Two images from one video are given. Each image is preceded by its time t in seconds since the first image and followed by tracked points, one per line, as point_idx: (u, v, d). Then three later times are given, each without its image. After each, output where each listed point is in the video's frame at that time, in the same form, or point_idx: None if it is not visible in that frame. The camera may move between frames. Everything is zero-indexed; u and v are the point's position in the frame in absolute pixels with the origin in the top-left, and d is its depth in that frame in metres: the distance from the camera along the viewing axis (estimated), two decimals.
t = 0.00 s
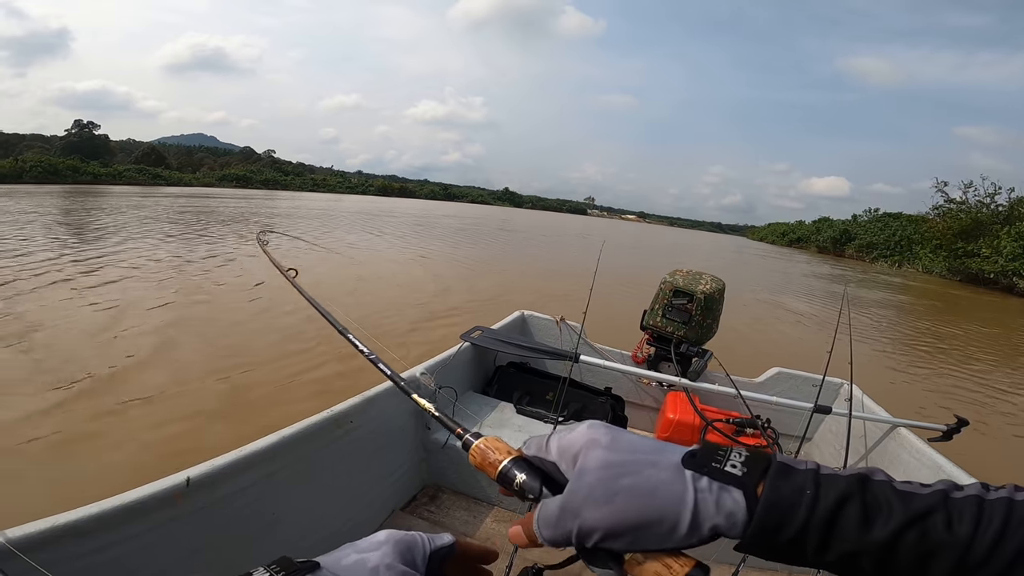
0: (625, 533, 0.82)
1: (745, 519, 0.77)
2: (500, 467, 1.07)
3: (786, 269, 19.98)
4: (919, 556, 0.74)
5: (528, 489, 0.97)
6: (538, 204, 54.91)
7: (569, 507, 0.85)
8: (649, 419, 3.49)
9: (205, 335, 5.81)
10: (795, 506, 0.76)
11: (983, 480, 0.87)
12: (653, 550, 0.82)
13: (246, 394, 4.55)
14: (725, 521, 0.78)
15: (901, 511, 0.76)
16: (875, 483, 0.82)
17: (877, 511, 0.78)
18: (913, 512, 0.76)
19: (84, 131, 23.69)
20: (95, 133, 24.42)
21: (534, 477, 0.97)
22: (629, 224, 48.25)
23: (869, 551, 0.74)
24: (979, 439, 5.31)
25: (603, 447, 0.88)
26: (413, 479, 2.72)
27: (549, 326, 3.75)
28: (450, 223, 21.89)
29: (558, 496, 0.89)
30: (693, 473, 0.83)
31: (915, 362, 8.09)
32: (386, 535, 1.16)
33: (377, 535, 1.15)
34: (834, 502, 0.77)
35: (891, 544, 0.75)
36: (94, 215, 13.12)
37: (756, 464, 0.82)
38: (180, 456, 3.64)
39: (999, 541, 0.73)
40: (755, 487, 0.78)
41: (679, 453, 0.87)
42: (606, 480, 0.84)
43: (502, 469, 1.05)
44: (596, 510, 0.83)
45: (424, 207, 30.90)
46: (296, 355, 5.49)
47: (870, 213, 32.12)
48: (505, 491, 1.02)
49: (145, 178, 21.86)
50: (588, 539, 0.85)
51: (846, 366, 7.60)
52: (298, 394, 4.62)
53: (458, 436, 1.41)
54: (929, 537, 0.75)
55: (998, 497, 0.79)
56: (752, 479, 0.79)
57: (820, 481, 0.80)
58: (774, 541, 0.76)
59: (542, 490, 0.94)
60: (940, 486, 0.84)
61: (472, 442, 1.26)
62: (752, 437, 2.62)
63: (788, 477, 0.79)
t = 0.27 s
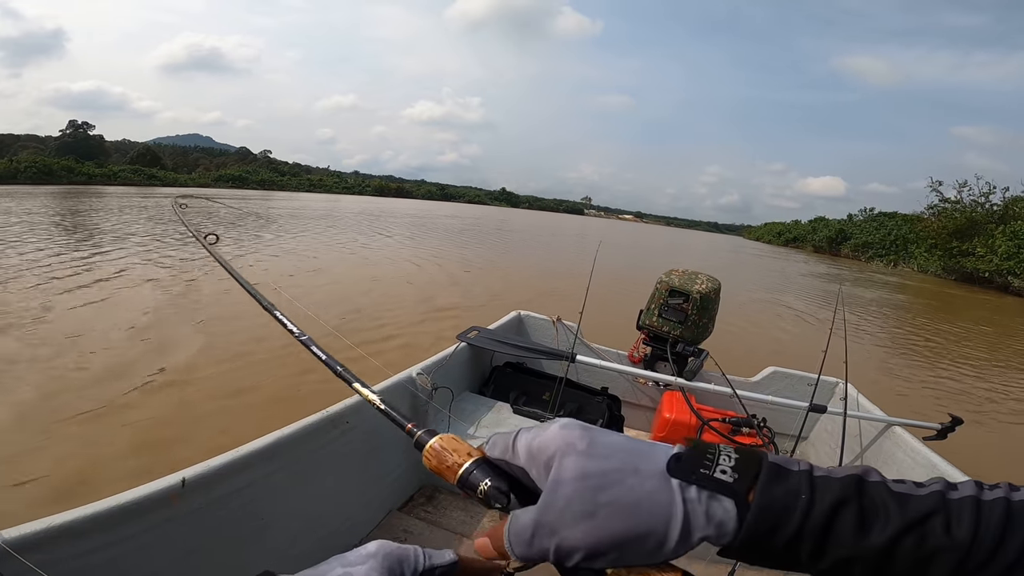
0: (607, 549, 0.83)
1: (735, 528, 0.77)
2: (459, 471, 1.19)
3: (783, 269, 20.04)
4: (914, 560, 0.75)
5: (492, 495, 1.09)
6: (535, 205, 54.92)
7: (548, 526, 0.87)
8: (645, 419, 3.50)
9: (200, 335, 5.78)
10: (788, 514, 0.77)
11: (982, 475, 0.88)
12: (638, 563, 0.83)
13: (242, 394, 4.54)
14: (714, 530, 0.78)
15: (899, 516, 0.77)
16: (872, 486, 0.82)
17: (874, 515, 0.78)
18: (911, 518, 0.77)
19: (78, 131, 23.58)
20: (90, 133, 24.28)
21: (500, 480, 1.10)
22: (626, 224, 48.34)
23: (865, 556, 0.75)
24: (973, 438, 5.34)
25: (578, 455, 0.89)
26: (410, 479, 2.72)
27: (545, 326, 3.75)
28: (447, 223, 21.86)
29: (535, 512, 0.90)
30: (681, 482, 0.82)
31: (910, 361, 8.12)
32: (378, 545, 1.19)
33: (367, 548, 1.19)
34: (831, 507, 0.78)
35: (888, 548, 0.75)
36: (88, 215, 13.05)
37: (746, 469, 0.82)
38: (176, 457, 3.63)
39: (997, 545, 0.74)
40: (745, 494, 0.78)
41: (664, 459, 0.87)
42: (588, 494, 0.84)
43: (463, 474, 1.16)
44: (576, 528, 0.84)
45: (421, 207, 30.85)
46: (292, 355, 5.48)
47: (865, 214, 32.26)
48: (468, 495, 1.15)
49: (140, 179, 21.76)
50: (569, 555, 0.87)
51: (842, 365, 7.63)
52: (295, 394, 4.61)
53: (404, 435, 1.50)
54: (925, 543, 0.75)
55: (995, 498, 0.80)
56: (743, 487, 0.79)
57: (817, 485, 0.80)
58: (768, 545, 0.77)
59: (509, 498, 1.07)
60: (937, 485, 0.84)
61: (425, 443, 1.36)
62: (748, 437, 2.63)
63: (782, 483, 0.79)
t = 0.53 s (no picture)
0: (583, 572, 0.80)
1: (715, 538, 0.77)
2: (416, 479, 1.16)
3: (782, 269, 20.05)
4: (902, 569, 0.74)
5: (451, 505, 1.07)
6: (534, 205, 54.90)
7: (516, 547, 0.83)
8: (645, 419, 3.50)
9: (200, 335, 5.77)
10: (771, 523, 0.77)
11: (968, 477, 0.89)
12: None
13: (242, 395, 4.54)
14: (695, 542, 0.79)
15: (886, 524, 0.77)
16: (859, 492, 0.83)
17: (860, 524, 0.79)
18: (898, 526, 0.77)
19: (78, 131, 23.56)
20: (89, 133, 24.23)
21: (461, 489, 1.08)
22: (626, 224, 48.36)
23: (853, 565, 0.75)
24: (973, 437, 5.34)
25: (548, 468, 0.86)
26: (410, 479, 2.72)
27: (545, 326, 3.75)
28: (446, 223, 21.86)
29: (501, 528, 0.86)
30: (660, 495, 0.81)
31: (910, 360, 8.13)
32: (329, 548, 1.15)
33: (318, 550, 1.14)
34: (816, 515, 0.78)
35: (876, 557, 0.75)
36: (87, 216, 13.03)
37: (727, 477, 0.82)
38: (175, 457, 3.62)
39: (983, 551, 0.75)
40: (729, 505, 0.78)
41: (641, 468, 0.85)
42: (560, 512, 0.82)
43: (420, 484, 1.13)
44: (547, 549, 0.81)
45: (420, 207, 30.86)
46: (292, 356, 5.48)
47: (865, 213, 32.29)
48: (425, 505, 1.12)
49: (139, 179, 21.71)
50: None
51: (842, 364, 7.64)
52: (294, 395, 4.61)
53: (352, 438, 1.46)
54: (913, 550, 0.76)
55: (982, 502, 0.81)
56: (725, 498, 0.79)
57: (802, 493, 0.81)
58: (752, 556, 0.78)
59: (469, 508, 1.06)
60: (924, 489, 0.85)
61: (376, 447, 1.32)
62: (748, 436, 2.64)
63: (764, 491, 0.80)
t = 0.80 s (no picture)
0: None
1: (704, 558, 0.76)
2: (374, 502, 1.03)
3: (785, 270, 20.02)
4: None
5: (419, 526, 0.98)
6: (537, 205, 54.93)
7: None
8: (647, 420, 3.50)
9: (203, 335, 5.79)
10: (764, 540, 0.75)
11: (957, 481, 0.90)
12: None
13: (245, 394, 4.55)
14: (683, 562, 0.77)
15: (883, 537, 0.76)
16: (854, 503, 0.81)
17: (856, 535, 0.77)
18: (894, 538, 0.76)
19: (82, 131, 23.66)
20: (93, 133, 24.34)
21: (429, 509, 0.99)
22: (628, 225, 48.36)
23: None
24: (976, 439, 5.32)
25: (524, 490, 0.85)
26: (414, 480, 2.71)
27: (548, 327, 3.75)
28: (449, 224, 21.89)
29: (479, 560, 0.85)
30: (646, 516, 0.79)
31: (913, 362, 8.10)
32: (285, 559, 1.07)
33: (271, 563, 1.07)
34: (811, 528, 0.76)
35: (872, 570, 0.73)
36: (91, 215, 13.08)
37: (717, 490, 0.79)
38: (178, 457, 3.63)
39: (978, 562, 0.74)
40: (719, 523, 0.76)
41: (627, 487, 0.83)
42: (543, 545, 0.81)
43: (381, 503, 1.02)
44: None
45: (423, 207, 30.90)
46: (295, 355, 5.49)
47: (868, 215, 32.22)
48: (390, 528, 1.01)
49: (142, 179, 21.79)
50: None
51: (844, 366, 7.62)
52: (297, 394, 4.62)
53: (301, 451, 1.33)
54: (909, 562, 0.75)
55: (975, 511, 0.81)
56: (716, 515, 0.77)
57: (796, 506, 0.79)
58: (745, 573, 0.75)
59: (441, 527, 0.98)
60: (918, 497, 0.84)
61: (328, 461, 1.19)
62: (751, 437, 2.63)
63: (757, 506, 0.78)
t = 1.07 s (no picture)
0: None
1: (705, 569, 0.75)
2: (355, 515, 1.02)
3: (787, 271, 19.98)
4: None
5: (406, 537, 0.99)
6: (539, 206, 54.90)
7: None
8: (650, 421, 3.50)
9: (206, 334, 5.80)
10: (768, 548, 0.74)
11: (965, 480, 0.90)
12: None
13: (248, 393, 4.57)
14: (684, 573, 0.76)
15: (890, 545, 0.75)
16: (859, 508, 0.81)
17: (860, 542, 0.77)
18: (899, 544, 0.76)
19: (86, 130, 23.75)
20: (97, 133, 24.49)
21: (416, 519, 1.00)
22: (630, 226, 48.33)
23: None
24: (980, 441, 5.30)
25: (516, 503, 0.83)
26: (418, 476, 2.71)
27: (551, 328, 3.76)
28: (451, 224, 21.92)
29: None
30: (646, 529, 0.78)
31: (916, 364, 8.07)
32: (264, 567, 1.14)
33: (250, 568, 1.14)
34: (816, 537, 0.75)
35: None
36: (95, 215, 13.13)
37: (718, 498, 0.78)
38: (181, 455, 3.64)
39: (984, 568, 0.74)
40: (721, 533, 0.75)
41: (622, 499, 0.83)
42: (539, 558, 0.79)
43: (364, 517, 1.01)
44: None
45: (425, 207, 30.93)
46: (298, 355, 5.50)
47: (871, 217, 32.17)
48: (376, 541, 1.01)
49: (146, 178, 21.86)
50: None
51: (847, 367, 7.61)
52: (301, 394, 4.63)
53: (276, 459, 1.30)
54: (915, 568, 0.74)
55: (981, 512, 0.81)
56: (717, 526, 0.76)
57: (800, 512, 0.78)
58: None
59: (429, 537, 0.99)
60: (923, 499, 0.84)
61: (306, 468, 1.17)
62: (754, 439, 2.63)
63: (761, 514, 0.77)
